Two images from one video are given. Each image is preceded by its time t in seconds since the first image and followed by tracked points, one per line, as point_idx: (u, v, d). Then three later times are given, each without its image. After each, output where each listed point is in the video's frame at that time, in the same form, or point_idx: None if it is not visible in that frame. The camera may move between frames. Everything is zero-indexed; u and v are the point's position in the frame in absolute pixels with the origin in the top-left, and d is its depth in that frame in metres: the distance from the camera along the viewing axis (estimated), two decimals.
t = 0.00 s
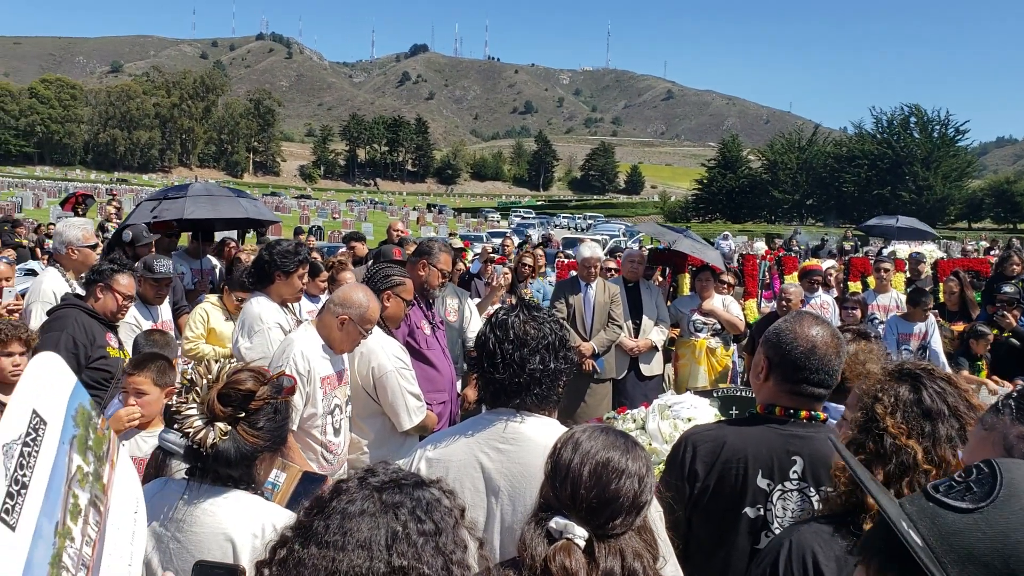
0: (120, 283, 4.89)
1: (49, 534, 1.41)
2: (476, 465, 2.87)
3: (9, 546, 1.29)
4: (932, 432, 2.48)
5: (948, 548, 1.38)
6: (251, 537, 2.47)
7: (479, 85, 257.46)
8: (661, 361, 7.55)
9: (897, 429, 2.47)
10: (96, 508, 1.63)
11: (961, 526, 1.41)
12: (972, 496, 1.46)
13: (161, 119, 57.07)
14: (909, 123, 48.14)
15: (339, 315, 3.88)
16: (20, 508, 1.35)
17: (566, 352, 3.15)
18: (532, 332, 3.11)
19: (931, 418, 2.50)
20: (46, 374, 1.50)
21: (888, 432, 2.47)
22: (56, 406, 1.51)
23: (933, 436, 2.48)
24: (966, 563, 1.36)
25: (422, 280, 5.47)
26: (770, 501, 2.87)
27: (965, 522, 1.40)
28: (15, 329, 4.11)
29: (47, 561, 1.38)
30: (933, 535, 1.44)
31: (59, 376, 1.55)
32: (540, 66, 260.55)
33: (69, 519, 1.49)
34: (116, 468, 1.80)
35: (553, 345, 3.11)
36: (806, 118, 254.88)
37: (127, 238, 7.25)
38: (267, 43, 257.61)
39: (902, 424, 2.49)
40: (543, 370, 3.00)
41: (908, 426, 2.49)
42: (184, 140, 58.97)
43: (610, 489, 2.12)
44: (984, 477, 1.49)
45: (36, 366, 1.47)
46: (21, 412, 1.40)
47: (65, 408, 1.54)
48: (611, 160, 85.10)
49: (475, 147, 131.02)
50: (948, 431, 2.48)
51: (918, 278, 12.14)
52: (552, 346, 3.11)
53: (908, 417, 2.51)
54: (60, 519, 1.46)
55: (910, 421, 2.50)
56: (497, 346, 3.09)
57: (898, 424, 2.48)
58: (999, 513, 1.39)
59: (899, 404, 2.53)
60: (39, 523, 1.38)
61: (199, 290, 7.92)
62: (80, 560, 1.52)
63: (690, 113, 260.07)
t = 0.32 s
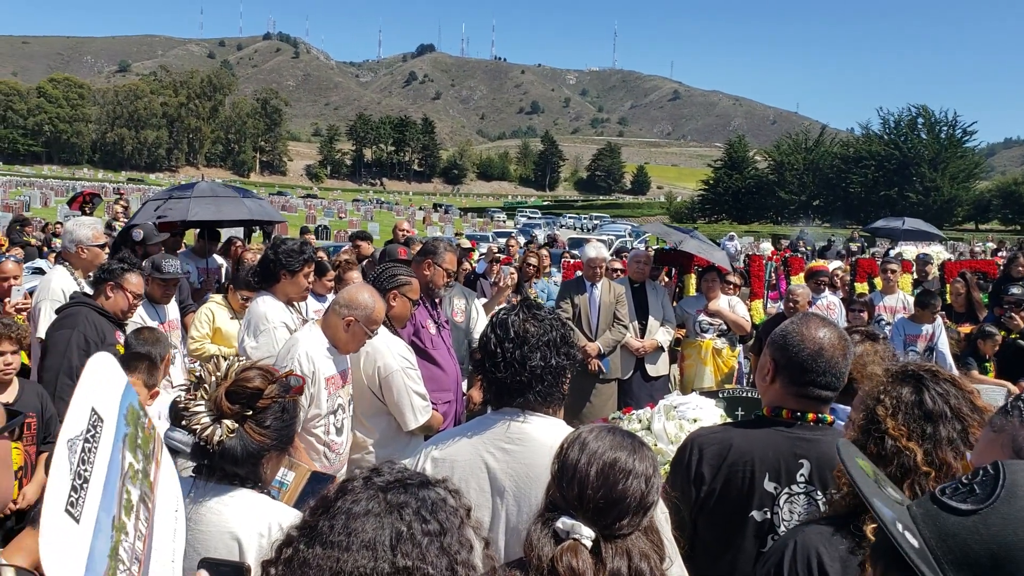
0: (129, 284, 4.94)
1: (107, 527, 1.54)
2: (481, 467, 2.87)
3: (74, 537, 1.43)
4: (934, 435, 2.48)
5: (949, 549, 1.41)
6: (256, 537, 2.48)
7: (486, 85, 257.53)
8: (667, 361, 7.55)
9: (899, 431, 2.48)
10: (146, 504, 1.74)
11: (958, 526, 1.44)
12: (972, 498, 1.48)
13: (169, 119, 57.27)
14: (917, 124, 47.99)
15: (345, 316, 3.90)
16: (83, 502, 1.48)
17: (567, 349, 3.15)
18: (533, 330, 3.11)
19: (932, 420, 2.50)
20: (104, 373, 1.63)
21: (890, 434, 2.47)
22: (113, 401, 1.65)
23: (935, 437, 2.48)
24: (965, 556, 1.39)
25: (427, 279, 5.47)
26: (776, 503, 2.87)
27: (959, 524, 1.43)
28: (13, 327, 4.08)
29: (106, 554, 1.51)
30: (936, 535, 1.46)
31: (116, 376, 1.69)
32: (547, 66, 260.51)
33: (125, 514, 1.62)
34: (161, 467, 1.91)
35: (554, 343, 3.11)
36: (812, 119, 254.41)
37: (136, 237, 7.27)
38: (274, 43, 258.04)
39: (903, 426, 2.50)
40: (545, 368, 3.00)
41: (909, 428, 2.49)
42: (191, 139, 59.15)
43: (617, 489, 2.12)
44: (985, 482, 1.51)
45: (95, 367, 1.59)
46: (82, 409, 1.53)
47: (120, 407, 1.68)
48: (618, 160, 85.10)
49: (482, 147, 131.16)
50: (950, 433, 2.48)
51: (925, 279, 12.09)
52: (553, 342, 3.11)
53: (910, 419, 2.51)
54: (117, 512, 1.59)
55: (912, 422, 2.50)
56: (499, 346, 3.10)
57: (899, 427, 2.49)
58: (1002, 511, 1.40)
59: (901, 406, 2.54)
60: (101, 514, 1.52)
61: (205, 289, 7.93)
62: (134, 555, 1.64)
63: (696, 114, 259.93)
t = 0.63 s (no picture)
0: (123, 280, 4.91)
1: (161, 522, 1.53)
2: (480, 466, 2.88)
3: (136, 529, 1.40)
4: (935, 434, 2.48)
5: (948, 550, 1.42)
6: (251, 538, 2.46)
7: (487, 85, 257.61)
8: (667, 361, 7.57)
9: (897, 432, 2.48)
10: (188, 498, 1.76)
11: (954, 528, 1.45)
12: (974, 498, 1.49)
13: (170, 118, 57.32)
14: (918, 125, 48.01)
15: (340, 314, 3.93)
16: (142, 494, 1.46)
17: (565, 345, 3.14)
18: (529, 327, 3.11)
19: (931, 420, 2.50)
20: (151, 372, 1.62)
21: (889, 434, 2.48)
22: (159, 395, 1.64)
23: (933, 438, 2.48)
24: (962, 555, 1.40)
25: (427, 279, 5.47)
26: (777, 503, 2.87)
27: (957, 525, 1.45)
28: (7, 328, 4.06)
29: (161, 548, 1.50)
30: (935, 534, 1.47)
31: (160, 375, 1.68)
32: (548, 66, 260.51)
33: (173, 509, 1.62)
34: (199, 466, 1.93)
35: (551, 339, 3.10)
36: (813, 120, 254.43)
37: (137, 235, 7.26)
38: (276, 42, 258.03)
39: (902, 426, 2.50)
40: (541, 364, 2.99)
41: (908, 428, 2.49)
42: (192, 138, 59.21)
43: (618, 488, 2.12)
44: (986, 483, 1.52)
45: (145, 366, 1.59)
46: (136, 408, 1.51)
47: (165, 406, 1.68)
48: (619, 160, 85.19)
49: (483, 147, 131.29)
50: (949, 433, 2.48)
51: (927, 280, 12.09)
52: (549, 338, 3.11)
53: (909, 419, 2.51)
54: (166, 507, 1.59)
55: (912, 422, 2.50)
56: (495, 345, 3.10)
57: (897, 427, 2.50)
58: (1000, 512, 1.40)
59: (900, 405, 2.54)
60: (156, 507, 1.50)
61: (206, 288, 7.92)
62: (181, 548, 1.64)
63: (698, 114, 260.02)
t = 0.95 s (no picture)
0: (120, 279, 4.91)
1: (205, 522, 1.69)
2: (478, 468, 2.88)
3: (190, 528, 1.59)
4: (931, 438, 2.48)
5: (939, 556, 1.44)
6: (248, 537, 2.45)
7: (488, 85, 257.62)
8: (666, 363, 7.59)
9: (894, 435, 2.50)
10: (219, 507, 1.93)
11: (948, 537, 1.46)
12: (967, 504, 1.50)
13: (170, 118, 57.34)
14: (918, 126, 48.02)
15: (334, 311, 4.03)
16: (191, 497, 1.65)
17: (562, 348, 3.15)
18: (526, 329, 3.11)
19: (928, 422, 2.50)
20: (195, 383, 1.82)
21: (885, 437, 2.50)
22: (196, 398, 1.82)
23: (930, 440, 2.49)
24: (952, 563, 1.41)
25: (427, 279, 5.48)
26: (775, 505, 2.88)
27: (952, 531, 1.45)
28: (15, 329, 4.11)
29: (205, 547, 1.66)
30: (929, 539, 1.48)
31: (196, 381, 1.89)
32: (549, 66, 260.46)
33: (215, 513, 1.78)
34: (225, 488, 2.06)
35: (548, 341, 3.11)
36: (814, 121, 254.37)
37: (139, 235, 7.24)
38: (277, 41, 257.84)
39: (898, 428, 2.52)
40: (536, 366, 3.01)
41: (903, 430, 2.51)
42: (192, 137, 59.22)
43: (616, 490, 2.13)
44: (981, 488, 1.52)
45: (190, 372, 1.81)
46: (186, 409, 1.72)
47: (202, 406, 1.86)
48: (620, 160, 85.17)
49: (484, 146, 131.32)
50: (947, 435, 2.49)
51: (927, 281, 12.11)
52: (547, 341, 3.11)
53: (904, 422, 2.52)
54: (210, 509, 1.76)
55: (908, 426, 2.51)
56: (490, 347, 3.11)
57: (894, 429, 2.51)
58: (991, 521, 1.42)
59: (895, 408, 2.56)
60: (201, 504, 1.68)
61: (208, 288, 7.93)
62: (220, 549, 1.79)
63: (698, 115, 260.05)
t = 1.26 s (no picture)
0: (118, 278, 4.90)
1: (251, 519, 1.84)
2: (477, 467, 2.89)
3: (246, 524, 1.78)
4: (928, 437, 2.49)
5: (929, 555, 1.46)
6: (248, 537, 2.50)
7: (488, 86, 257.64)
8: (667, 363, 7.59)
9: (892, 435, 2.51)
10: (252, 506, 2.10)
11: (945, 538, 1.47)
12: (968, 505, 1.50)
13: (171, 118, 57.33)
14: (918, 127, 47.97)
15: (332, 310, 4.04)
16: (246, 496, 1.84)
17: (562, 347, 3.15)
18: (526, 329, 3.11)
19: (927, 422, 2.50)
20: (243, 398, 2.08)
21: (885, 437, 2.50)
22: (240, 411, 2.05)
23: (929, 440, 2.49)
24: (949, 565, 1.42)
25: (427, 279, 5.48)
26: (775, 504, 2.88)
27: (950, 533, 1.46)
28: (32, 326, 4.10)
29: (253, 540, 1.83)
30: (922, 543, 1.49)
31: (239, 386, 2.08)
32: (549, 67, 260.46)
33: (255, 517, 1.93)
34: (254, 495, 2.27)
35: (548, 342, 3.11)
36: (814, 122, 254.30)
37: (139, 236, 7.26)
38: (277, 42, 257.83)
39: (897, 428, 2.52)
40: (536, 365, 3.01)
41: (902, 429, 2.52)
42: (193, 138, 59.21)
43: (614, 488, 2.14)
44: (980, 489, 1.52)
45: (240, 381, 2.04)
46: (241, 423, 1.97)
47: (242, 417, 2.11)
48: (620, 161, 85.16)
49: (484, 147, 131.33)
50: (946, 435, 2.49)
51: (928, 282, 12.07)
52: (547, 341, 3.11)
53: (904, 421, 2.53)
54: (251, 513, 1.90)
55: (906, 424, 2.52)
56: (490, 346, 3.11)
57: (893, 429, 2.52)
58: (988, 525, 1.42)
59: (894, 408, 2.56)
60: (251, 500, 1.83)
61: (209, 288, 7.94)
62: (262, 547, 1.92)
63: (699, 116, 260.10)
